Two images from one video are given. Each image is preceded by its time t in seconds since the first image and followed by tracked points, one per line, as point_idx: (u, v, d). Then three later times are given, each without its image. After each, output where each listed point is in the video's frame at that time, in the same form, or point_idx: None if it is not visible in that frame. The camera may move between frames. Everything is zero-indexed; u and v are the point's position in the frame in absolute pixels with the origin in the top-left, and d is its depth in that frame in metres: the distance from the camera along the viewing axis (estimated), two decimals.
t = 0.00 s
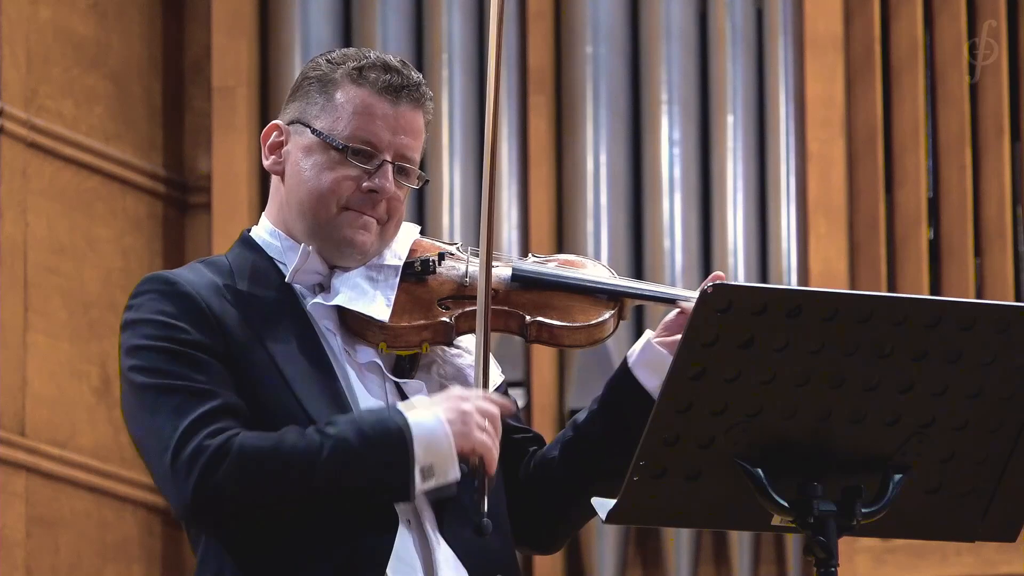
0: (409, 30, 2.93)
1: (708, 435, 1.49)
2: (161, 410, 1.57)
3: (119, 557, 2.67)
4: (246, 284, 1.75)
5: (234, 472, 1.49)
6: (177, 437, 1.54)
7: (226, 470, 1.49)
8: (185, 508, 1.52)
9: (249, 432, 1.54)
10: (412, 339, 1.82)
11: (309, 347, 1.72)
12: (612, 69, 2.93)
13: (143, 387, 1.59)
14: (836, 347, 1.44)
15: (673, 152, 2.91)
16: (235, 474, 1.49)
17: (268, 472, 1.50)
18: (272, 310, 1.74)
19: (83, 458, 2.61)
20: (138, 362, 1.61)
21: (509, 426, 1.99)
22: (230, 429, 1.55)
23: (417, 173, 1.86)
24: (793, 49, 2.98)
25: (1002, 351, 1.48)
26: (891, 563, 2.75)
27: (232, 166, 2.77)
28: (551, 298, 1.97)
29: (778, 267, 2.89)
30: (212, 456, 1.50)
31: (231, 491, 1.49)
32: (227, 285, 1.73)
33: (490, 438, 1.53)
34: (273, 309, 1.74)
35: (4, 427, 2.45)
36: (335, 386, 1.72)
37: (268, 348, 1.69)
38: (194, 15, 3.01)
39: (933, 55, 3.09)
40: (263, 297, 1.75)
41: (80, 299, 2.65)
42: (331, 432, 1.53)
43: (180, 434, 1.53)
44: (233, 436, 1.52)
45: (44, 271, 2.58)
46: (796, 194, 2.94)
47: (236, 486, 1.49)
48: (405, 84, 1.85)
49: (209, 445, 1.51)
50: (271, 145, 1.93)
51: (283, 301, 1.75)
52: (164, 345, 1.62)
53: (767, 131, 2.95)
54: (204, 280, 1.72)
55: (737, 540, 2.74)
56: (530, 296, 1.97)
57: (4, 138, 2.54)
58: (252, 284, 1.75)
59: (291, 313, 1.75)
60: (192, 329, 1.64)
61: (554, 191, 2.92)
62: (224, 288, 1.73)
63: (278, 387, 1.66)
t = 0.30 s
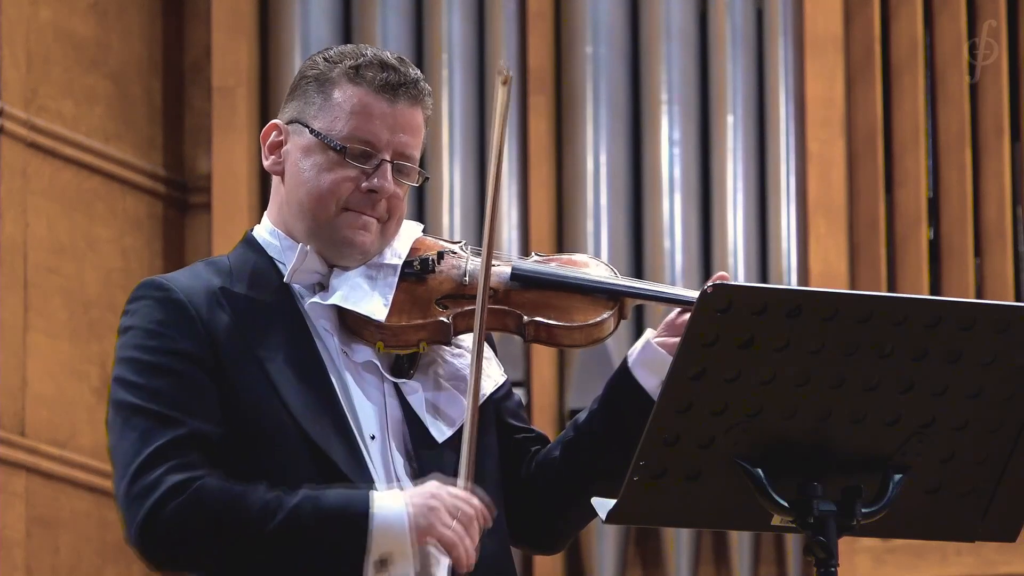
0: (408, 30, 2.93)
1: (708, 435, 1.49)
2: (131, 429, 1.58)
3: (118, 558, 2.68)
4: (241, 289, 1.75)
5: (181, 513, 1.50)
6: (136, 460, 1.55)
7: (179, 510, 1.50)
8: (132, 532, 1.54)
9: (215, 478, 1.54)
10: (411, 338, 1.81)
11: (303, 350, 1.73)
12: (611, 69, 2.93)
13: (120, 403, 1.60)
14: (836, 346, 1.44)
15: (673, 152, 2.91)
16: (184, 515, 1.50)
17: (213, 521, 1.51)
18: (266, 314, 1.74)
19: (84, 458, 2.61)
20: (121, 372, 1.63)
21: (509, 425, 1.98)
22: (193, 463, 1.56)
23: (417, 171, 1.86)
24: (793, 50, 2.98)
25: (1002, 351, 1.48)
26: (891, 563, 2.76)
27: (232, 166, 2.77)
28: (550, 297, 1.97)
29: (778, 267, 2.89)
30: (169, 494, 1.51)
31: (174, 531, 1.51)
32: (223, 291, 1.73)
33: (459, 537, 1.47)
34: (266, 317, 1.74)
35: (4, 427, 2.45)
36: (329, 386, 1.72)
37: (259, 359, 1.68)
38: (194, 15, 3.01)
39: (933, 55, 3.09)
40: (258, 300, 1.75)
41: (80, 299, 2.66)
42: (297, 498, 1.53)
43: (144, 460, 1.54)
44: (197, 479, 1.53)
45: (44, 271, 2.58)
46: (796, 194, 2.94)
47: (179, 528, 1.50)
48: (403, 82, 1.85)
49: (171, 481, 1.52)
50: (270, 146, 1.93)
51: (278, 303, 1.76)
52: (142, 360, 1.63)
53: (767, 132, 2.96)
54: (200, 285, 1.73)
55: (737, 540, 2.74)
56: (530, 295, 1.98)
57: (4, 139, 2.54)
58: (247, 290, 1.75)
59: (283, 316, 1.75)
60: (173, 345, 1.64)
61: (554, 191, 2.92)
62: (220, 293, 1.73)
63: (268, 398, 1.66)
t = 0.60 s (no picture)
0: (408, 30, 2.93)
1: (708, 435, 1.49)
2: (118, 436, 1.59)
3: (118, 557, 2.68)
4: (238, 291, 1.75)
5: (153, 528, 1.51)
6: (120, 467, 1.56)
7: (148, 526, 1.52)
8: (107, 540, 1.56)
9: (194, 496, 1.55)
10: (408, 336, 1.81)
11: (300, 350, 1.73)
12: (611, 69, 2.93)
13: (110, 407, 1.62)
14: (836, 346, 1.44)
15: (673, 152, 2.91)
16: (154, 530, 1.51)
17: (184, 539, 1.52)
18: (263, 316, 1.74)
19: (84, 458, 2.61)
20: (116, 375, 1.64)
21: (510, 425, 1.98)
22: (174, 476, 1.57)
23: (416, 168, 1.86)
24: (793, 50, 2.98)
25: (1003, 350, 1.48)
26: (891, 563, 2.76)
27: (232, 166, 2.77)
28: (547, 295, 1.97)
29: (778, 267, 2.89)
30: (141, 509, 1.53)
31: (143, 545, 1.52)
32: (221, 293, 1.74)
33: None
34: (263, 317, 1.74)
35: (4, 427, 2.45)
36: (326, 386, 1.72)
37: (252, 359, 1.69)
38: (194, 15, 3.01)
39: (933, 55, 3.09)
40: (256, 302, 1.75)
41: (80, 299, 2.66)
42: (268, 526, 1.52)
43: (125, 470, 1.56)
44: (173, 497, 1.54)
45: (44, 271, 2.58)
46: (796, 194, 2.94)
47: (150, 542, 1.52)
48: (401, 80, 1.85)
49: (146, 495, 1.53)
50: (269, 145, 1.93)
51: (275, 304, 1.76)
52: (135, 365, 1.64)
53: (767, 132, 2.95)
54: (197, 287, 1.73)
55: (736, 540, 2.74)
56: (528, 293, 1.97)
57: (4, 138, 2.53)
58: (245, 291, 1.76)
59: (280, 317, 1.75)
60: (167, 351, 1.64)
61: (554, 191, 2.92)
62: (217, 295, 1.73)
63: (263, 400, 1.66)
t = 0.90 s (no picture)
0: (408, 29, 2.93)
1: (708, 435, 1.49)
2: (108, 440, 1.59)
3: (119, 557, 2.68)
4: (236, 292, 1.75)
5: (132, 538, 1.52)
6: (105, 474, 1.57)
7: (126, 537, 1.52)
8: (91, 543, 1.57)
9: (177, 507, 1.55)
10: (406, 336, 1.81)
11: (299, 350, 1.73)
12: (611, 69, 2.93)
13: (103, 410, 1.62)
14: (836, 347, 1.44)
15: (673, 152, 2.91)
16: (132, 541, 1.52)
17: (162, 551, 1.52)
18: (261, 317, 1.74)
19: (84, 458, 2.61)
20: (110, 377, 1.64)
21: (511, 425, 1.98)
22: (160, 484, 1.56)
23: (415, 166, 1.86)
24: (793, 50, 2.98)
25: (1003, 350, 1.48)
26: (891, 563, 2.76)
27: (232, 166, 2.77)
28: (547, 294, 1.97)
29: (778, 267, 2.89)
30: (121, 520, 1.53)
31: (122, 553, 1.53)
32: (219, 295, 1.73)
33: None
34: (261, 317, 1.74)
35: (4, 428, 2.45)
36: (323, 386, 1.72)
37: (252, 359, 1.69)
38: (194, 15, 3.02)
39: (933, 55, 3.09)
40: (254, 303, 1.75)
41: (80, 300, 2.66)
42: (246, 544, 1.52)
43: (110, 478, 1.56)
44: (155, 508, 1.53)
45: (44, 271, 2.58)
46: (796, 195, 2.94)
47: (129, 551, 1.52)
48: (397, 78, 1.85)
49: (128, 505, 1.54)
50: (267, 145, 1.93)
51: (274, 305, 1.76)
52: (129, 367, 1.64)
53: (767, 132, 2.95)
54: (196, 288, 1.73)
55: (737, 541, 2.74)
56: (527, 291, 1.97)
57: (4, 139, 2.53)
58: (243, 293, 1.75)
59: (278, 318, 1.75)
60: (160, 356, 1.64)
61: (554, 191, 2.92)
62: (215, 296, 1.73)
63: (260, 402, 1.66)
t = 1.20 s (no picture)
0: (408, 29, 2.93)
1: (708, 435, 1.49)
2: (100, 442, 1.60)
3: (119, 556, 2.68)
4: (234, 293, 1.75)
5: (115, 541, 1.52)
6: (97, 475, 1.57)
7: (111, 541, 1.52)
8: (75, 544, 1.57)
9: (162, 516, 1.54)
10: (405, 336, 1.81)
11: (299, 350, 1.73)
12: (611, 69, 2.93)
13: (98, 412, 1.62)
14: (836, 347, 1.44)
15: (673, 152, 2.91)
16: (116, 544, 1.52)
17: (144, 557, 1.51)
18: (261, 317, 1.74)
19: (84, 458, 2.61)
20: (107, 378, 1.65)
21: (512, 424, 1.98)
22: (148, 488, 1.56)
23: (412, 165, 1.86)
24: (793, 50, 2.98)
25: (1003, 349, 1.48)
26: (890, 563, 2.76)
27: (232, 166, 2.77)
28: (546, 294, 1.97)
29: (778, 267, 2.89)
30: (105, 523, 1.53)
31: (108, 557, 1.52)
32: (217, 296, 1.73)
33: None
34: (260, 318, 1.74)
35: (4, 428, 2.45)
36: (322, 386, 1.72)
37: (252, 359, 1.69)
38: (193, 15, 3.02)
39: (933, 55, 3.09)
40: (253, 304, 1.75)
41: (80, 300, 2.66)
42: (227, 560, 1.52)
43: (101, 480, 1.56)
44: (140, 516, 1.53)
45: (44, 271, 2.58)
46: (796, 195, 2.94)
47: (113, 555, 1.52)
48: (393, 77, 1.85)
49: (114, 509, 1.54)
50: (265, 146, 1.93)
51: (272, 305, 1.76)
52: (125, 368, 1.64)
53: (767, 132, 2.95)
54: (194, 290, 1.73)
55: (737, 541, 2.74)
56: (526, 291, 1.97)
57: (4, 138, 2.53)
58: (242, 294, 1.75)
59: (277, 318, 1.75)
60: (156, 358, 1.64)
61: (554, 191, 2.92)
62: (213, 298, 1.73)
63: (258, 402, 1.66)
